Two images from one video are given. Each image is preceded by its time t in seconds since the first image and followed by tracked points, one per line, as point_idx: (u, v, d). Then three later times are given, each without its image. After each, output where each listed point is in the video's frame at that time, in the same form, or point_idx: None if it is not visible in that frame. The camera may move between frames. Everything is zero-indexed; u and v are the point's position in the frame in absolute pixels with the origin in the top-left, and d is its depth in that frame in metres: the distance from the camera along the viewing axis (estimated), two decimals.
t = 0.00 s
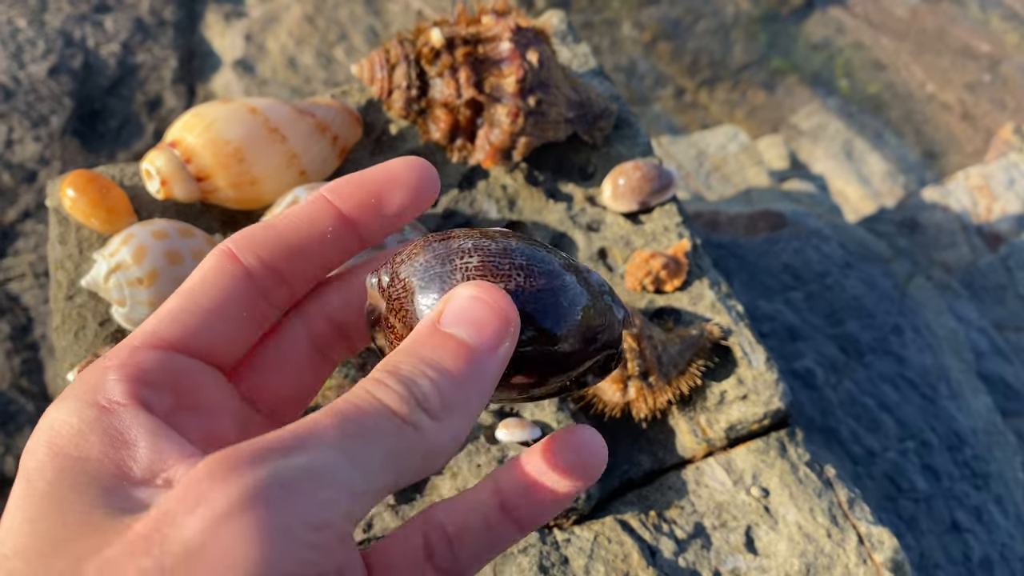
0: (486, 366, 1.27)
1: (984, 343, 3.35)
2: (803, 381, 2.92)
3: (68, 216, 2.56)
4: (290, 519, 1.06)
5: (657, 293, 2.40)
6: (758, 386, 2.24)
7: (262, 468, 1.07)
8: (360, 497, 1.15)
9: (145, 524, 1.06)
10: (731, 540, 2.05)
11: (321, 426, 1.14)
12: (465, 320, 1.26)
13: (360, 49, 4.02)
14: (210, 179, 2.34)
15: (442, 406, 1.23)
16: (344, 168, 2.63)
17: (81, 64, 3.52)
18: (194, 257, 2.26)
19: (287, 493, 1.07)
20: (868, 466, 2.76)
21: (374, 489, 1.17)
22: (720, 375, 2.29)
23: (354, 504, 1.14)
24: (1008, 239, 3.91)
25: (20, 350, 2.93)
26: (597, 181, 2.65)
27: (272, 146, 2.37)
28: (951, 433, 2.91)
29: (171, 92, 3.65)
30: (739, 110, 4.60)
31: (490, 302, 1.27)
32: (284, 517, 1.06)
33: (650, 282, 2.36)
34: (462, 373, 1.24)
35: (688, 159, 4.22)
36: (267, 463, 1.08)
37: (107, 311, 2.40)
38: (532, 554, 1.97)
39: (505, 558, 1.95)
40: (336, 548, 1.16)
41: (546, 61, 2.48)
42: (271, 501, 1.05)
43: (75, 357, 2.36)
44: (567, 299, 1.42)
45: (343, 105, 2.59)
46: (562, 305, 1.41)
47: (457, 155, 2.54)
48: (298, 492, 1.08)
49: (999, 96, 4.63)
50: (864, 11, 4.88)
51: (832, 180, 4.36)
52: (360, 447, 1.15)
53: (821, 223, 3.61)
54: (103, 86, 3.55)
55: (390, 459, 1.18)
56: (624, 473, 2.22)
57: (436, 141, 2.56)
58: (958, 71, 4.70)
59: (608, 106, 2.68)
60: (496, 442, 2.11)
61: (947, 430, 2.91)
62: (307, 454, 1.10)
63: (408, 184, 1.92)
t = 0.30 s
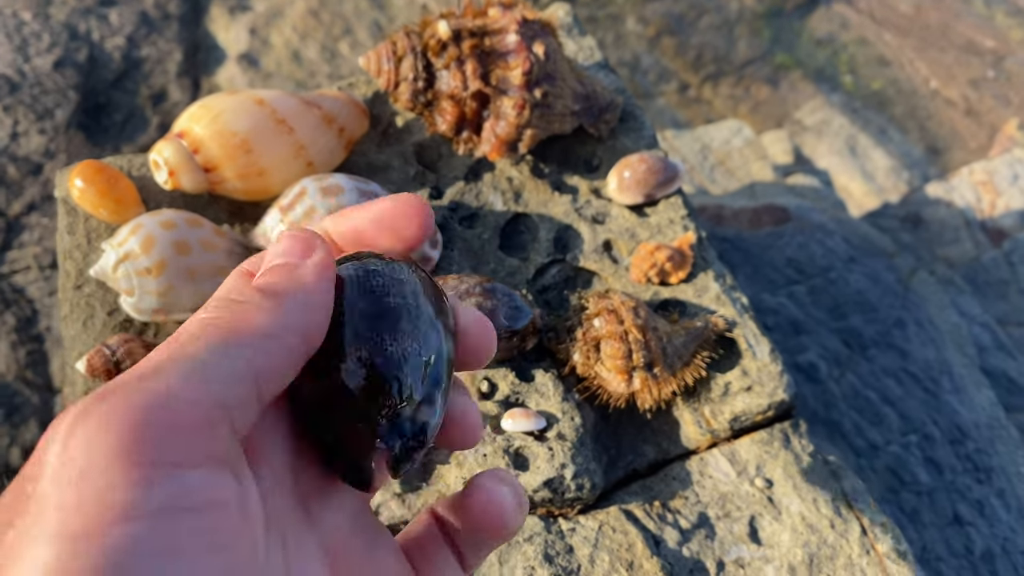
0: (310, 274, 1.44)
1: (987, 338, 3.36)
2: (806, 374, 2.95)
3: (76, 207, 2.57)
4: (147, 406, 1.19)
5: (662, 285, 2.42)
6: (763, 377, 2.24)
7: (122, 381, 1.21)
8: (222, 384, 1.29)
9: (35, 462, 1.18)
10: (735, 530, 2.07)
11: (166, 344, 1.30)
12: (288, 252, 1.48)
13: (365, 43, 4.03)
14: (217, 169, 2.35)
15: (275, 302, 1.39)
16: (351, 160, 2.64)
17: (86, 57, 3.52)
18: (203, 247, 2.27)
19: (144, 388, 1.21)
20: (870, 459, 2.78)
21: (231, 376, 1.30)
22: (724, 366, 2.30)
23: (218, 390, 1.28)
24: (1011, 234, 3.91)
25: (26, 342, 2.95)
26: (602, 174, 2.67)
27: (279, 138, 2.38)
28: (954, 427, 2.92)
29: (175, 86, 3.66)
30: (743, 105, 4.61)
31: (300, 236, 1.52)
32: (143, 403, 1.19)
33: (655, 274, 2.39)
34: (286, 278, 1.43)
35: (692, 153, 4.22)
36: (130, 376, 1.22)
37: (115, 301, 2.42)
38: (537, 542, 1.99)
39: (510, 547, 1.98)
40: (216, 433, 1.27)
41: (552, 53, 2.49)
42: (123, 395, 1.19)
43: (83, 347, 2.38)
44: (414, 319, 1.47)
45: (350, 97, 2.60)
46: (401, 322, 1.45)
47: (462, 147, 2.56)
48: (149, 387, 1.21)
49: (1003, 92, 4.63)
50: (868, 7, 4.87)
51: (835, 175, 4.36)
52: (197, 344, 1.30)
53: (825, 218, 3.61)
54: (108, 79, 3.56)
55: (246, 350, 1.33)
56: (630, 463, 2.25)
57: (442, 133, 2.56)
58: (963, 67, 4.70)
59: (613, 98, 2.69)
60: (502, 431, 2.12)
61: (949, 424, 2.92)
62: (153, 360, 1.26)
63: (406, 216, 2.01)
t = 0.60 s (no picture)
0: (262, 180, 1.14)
1: (989, 334, 3.38)
2: (809, 368, 2.98)
3: (86, 199, 2.60)
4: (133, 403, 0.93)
5: (667, 278, 2.44)
6: (767, 370, 2.26)
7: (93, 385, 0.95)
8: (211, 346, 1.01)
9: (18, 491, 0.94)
10: (739, 521, 2.09)
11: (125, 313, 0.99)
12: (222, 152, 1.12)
13: (370, 38, 4.05)
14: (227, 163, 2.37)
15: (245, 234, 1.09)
16: (359, 154, 2.66)
17: (92, 52, 3.54)
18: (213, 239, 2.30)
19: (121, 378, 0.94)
20: (873, 453, 2.80)
21: (220, 335, 1.02)
22: (729, 359, 2.32)
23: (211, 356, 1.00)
24: (1014, 230, 3.92)
25: (34, 335, 2.98)
26: (608, 168, 2.69)
27: (288, 131, 2.41)
28: (956, 421, 2.93)
29: (181, 81, 3.68)
30: (746, 102, 4.62)
31: (233, 121, 1.14)
32: (130, 407, 0.93)
33: (660, 268, 2.41)
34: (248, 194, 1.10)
35: (696, 148, 4.24)
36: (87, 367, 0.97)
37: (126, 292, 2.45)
38: (543, 531, 2.02)
39: (516, 536, 2.01)
40: (221, 411, 1.01)
41: (558, 48, 2.51)
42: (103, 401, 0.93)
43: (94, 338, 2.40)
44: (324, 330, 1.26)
45: (357, 91, 2.63)
46: (311, 356, 1.21)
47: (469, 141, 2.59)
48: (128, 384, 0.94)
49: (1007, 89, 4.64)
50: (872, 3, 4.88)
51: (838, 171, 4.37)
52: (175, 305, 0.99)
53: (828, 213, 3.63)
54: (114, 74, 3.58)
55: (230, 299, 1.04)
56: (634, 454, 2.28)
57: (449, 128, 2.60)
58: (966, 63, 4.71)
59: (619, 93, 2.71)
60: (508, 422, 2.15)
61: (952, 418, 2.94)
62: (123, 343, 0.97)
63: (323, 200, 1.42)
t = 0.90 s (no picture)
0: (445, 268, 1.34)
1: (993, 331, 3.37)
2: (812, 365, 2.97)
3: (89, 194, 2.60)
4: (247, 404, 1.11)
5: (670, 275, 2.44)
6: (770, 367, 2.26)
7: (219, 370, 1.14)
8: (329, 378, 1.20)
9: (125, 454, 1.12)
10: (742, 517, 2.09)
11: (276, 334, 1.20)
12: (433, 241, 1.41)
13: (372, 34, 4.03)
14: (230, 158, 2.37)
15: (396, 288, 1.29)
16: (362, 150, 2.66)
17: (95, 48, 3.55)
18: (215, 235, 2.30)
19: (240, 377, 1.13)
20: (876, 450, 2.79)
21: (338, 364, 1.21)
22: (732, 355, 2.32)
23: (326, 388, 1.19)
24: (1018, 227, 3.92)
25: (36, 331, 2.96)
26: (611, 164, 2.69)
27: (291, 127, 2.40)
28: (959, 418, 2.93)
29: (184, 77, 3.67)
30: (750, 98, 4.61)
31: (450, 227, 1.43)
32: (234, 400, 1.11)
33: (663, 264, 2.40)
34: (421, 270, 1.33)
35: (700, 144, 4.23)
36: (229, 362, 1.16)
37: (129, 288, 2.46)
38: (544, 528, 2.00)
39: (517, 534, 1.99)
40: (312, 437, 1.18)
41: (561, 43, 2.50)
42: (214, 390, 1.11)
43: (97, 333, 2.40)
44: (507, 340, 1.39)
45: (360, 86, 2.62)
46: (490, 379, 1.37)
47: (472, 137, 2.59)
48: (250, 380, 1.13)
49: (1011, 85, 4.63)
50: None
51: (842, 167, 4.35)
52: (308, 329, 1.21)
53: (831, 210, 3.62)
54: (117, 69, 3.58)
55: (357, 350, 1.23)
56: (637, 450, 2.28)
57: (452, 123, 2.59)
58: (970, 59, 4.69)
59: (622, 89, 2.71)
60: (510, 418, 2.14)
61: (955, 415, 2.93)
62: (257, 345, 1.18)
63: (516, 199, 1.58)
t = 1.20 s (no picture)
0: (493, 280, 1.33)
1: (999, 328, 3.34)
2: (817, 362, 2.94)
3: (89, 190, 2.59)
4: (259, 422, 1.14)
5: (674, 271, 2.42)
6: (774, 363, 2.25)
7: (234, 381, 1.18)
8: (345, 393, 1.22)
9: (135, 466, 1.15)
10: (746, 516, 2.08)
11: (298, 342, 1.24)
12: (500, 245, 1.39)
13: (374, 29, 3.97)
14: (230, 154, 2.36)
15: (435, 298, 1.29)
16: (363, 145, 2.65)
17: (96, 43, 3.54)
18: (215, 231, 2.28)
19: (251, 395, 1.16)
20: (881, 448, 2.77)
21: (358, 372, 1.23)
22: (736, 352, 2.31)
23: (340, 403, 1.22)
24: None
25: (37, 327, 2.95)
26: (614, 160, 2.67)
27: (292, 122, 2.38)
28: (964, 415, 2.91)
29: (185, 72, 3.66)
30: (754, 93, 4.58)
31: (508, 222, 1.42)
32: (238, 418, 1.14)
33: (667, 260, 2.38)
34: (467, 276, 1.34)
35: (704, 140, 4.21)
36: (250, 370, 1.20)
37: (129, 284, 2.45)
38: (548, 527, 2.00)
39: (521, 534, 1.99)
40: (327, 456, 1.19)
41: (564, 38, 2.49)
42: (222, 406, 1.15)
43: (98, 329, 2.40)
44: (584, 322, 1.40)
45: (361, 81, 2.60)
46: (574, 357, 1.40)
47: (475, 132, 2.58)
48: (262, 395, 1.16)
49: (1017, 81, 4.60)
50: None
51: (846, 163, 4.32)
52: (330, 341, 1.24)
53: (836, 206, 3.60)
54: (117, 65, 3.57)
55: (379, 362, 1.25)
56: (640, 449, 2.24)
57: (454, 118, 2.57)
58: (976, 55, 4.67)
59: (626, 84, 2.70)
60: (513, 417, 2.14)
61: (960, 413, 2.92)
62: (276, 353, 1.22)
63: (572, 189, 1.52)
